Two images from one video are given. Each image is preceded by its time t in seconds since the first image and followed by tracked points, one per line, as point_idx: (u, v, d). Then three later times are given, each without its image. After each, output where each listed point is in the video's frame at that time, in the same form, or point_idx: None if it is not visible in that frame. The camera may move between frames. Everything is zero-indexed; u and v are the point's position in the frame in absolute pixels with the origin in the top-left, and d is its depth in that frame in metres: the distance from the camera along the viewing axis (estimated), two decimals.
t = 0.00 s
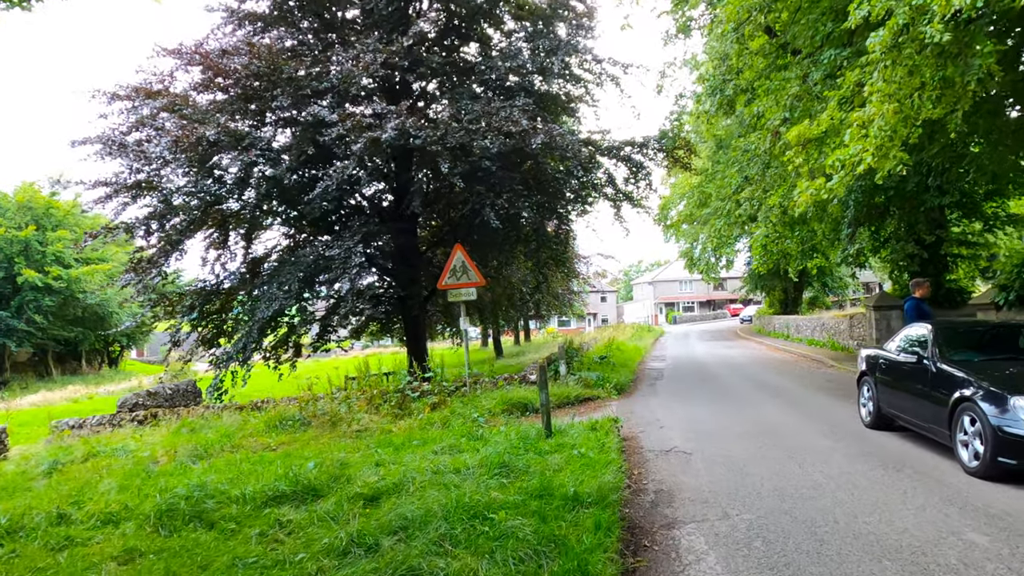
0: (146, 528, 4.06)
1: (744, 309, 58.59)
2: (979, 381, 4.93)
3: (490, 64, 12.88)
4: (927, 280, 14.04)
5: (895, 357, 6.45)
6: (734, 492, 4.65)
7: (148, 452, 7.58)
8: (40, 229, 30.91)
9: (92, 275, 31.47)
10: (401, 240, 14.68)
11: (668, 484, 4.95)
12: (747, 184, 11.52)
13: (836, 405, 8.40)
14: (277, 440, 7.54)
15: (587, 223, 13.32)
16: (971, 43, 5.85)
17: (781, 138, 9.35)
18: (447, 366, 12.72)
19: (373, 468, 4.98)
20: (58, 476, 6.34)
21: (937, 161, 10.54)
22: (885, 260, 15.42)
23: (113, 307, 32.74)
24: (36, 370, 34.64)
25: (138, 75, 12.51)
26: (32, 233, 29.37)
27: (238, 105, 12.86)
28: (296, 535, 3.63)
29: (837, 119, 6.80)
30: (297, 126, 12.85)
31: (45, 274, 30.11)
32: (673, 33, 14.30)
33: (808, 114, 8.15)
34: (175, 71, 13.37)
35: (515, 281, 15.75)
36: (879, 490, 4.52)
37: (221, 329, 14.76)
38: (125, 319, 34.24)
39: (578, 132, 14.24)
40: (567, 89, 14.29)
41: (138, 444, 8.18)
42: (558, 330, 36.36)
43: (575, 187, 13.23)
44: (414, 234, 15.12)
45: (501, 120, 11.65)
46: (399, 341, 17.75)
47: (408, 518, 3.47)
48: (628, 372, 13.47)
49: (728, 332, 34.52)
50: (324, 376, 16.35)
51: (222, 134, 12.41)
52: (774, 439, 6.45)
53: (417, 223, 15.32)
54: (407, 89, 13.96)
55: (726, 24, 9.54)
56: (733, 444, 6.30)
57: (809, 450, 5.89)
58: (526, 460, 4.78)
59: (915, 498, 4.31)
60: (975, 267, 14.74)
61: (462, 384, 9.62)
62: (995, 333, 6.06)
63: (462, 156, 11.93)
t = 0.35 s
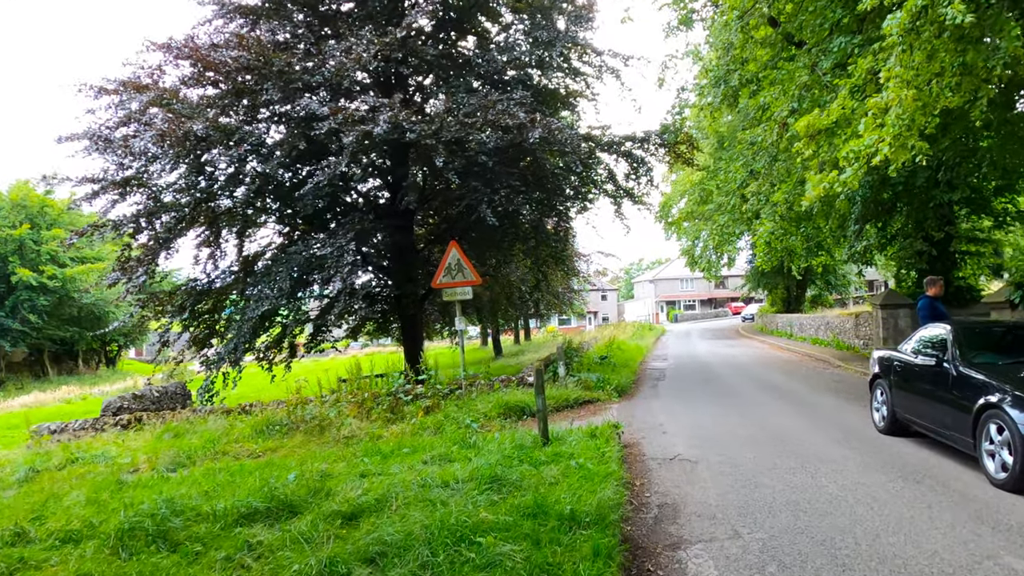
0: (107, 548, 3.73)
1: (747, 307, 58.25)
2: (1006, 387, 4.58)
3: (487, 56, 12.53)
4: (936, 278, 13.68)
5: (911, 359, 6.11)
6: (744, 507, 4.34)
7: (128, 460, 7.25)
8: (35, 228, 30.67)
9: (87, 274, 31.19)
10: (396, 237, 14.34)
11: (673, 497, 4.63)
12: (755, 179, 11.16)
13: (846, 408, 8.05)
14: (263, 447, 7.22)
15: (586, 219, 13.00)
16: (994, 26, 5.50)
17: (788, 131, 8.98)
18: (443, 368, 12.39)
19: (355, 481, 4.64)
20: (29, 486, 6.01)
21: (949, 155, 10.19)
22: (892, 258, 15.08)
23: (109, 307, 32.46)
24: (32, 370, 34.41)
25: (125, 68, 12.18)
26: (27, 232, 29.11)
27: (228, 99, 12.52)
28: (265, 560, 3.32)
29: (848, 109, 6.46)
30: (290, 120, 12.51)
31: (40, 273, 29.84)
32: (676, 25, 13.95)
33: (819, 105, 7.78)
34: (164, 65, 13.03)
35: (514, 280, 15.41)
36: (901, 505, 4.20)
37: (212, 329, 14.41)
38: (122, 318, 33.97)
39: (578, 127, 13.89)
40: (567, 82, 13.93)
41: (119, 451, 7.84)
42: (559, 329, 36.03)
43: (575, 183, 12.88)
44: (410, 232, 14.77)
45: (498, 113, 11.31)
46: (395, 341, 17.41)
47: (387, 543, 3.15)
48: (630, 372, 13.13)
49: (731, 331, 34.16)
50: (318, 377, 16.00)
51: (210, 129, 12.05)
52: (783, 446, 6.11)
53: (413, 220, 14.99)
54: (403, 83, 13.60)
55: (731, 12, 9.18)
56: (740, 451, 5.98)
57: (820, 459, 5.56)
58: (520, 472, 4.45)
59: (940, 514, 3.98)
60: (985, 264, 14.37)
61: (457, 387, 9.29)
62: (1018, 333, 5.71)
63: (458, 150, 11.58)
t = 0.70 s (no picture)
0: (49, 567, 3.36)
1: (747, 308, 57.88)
2: None
3: (481, 48, 12.17)
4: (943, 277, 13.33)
5: (928, 359, 5.75)
6: (753, 520, 3.97)
7: (99, 468, 6.87)
8: (26, 228, 30.31)
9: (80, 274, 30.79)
10: (389, 235, 13.99)
11: (675, 509, 4.26)
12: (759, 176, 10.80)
13: (855, 412, 7.70)
14: (242, 452, 6.84)
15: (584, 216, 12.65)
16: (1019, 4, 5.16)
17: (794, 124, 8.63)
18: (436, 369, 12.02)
19: (330, 492, 4.28)
20: None
21: (960, 149, 9.84)
22: (898, 257, 14.71)
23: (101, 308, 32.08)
24: (24, 372, 34.01)
25: (108, 60, 11.80)
26: (18, 232, 28.76)
27: (215, 93, 12.16)
28: None
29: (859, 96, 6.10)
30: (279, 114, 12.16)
31: (31, 273, 29.47)
32: (676, 18, 13.60)
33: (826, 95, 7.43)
34: (149, 57, 12.67)
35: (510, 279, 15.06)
36: (926, 519, 3.83)
37: (200, 330, 14.03)
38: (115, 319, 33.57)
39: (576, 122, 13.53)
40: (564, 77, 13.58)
41: (91, 456, 7.47)
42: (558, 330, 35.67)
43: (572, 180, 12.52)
44: (403, 230, 14.41)
45: (492, 105, 10.95)
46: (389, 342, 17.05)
47: (354, 565, 2.80)
48: (628, 374, 12.78)
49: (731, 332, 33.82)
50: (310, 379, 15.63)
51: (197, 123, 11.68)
52: (791, 452, 5.77)
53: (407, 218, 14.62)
54: (396, 76, 13.24)
55: None
56: (745, 457, 5.62)
57: (833, 466, 5.20)
58: (509, 481, 4.09)
59: (970, 530, 3.62)
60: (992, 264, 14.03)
61: (449, 389, 8.93)
62: None
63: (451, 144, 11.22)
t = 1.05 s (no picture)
0: None
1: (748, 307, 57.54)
2: None
3: (476, 41, 11.81)
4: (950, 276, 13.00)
5: (947, 364, 5.41)
6: (763, 545, 3.64)
7: (71, 478, 6.53)
8: (18, 227, 29.96)
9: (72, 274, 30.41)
10: (382, 234, 13.64)
11: (679, 530, 3.91)
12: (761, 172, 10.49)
13: (864, 418, 7.37)
14: (221, 462, 6.50)
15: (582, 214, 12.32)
16: None
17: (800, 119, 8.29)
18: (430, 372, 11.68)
19: (304, 513, 3.94)
20: None
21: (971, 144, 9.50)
22: (904, 256, 14.36)
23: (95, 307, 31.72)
24: (18, 372, 33.62)
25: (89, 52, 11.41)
26: (9, 231, 28.42)
27: (201, 87, 11.79)
28: None
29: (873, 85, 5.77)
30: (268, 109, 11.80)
31: (22, 273, 29.10)
32: (676, 11, 13.25)
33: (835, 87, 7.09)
34: (134, 50, 12.31)
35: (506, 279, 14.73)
36: (951, 544, 3.50)
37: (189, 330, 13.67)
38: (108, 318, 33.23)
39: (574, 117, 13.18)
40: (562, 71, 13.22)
41: (64, 465, 7.12)
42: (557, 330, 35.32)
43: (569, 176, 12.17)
44: (397, 228, 14.06)
45: (487, 98, 10.60)
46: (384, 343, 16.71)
47: None
48: (628, 376, 12.45)
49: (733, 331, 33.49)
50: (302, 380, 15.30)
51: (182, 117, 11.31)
52: (800, 464, 5.44)
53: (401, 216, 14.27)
54: (389, 70, 12.88)
55: None
56: (752, 470, 5.28)
57: (846, 481, 4.87)
58: (497, 502, 3.76)
59: (1003, 558, 3.30)
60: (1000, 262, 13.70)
61: (442, 394, 8.59)
62: None
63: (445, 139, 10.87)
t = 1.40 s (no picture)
0: None
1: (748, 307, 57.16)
2: None
3: (470, 31, 11.45)
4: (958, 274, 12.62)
5: (968, 362, 5.04)
6: (776, 564, 3.28)
7: (37, 486, 6.15)
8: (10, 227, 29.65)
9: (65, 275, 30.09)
10: (375, 231, 13.27)
11: (683, 547, 3.54)
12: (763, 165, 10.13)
13: (875, 421, 7.00)
14: (197, 469, 6.13)
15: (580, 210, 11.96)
16: None
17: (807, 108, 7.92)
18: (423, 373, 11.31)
19: (269, 528, 3.57)
20: None
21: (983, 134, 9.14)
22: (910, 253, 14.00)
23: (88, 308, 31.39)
24: (11, 373, 33.26)
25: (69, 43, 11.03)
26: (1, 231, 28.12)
27: (187, 79, 11.43)
28: None
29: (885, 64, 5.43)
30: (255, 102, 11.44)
31: (14, 274, 28.77)
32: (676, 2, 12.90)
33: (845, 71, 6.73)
34: (118, 42, 11.95)
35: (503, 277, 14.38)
36: (985, 564, 3.14)
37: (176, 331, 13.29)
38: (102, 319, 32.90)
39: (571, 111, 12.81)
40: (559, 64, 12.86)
41: (33, 472, 6.74)
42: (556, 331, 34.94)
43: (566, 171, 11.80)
44: (390, 226, 13.69)
45: (480, 89, 10.23)
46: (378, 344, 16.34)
47: None
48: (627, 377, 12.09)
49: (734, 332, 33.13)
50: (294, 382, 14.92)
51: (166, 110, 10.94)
52: (811, 471, 5.06)
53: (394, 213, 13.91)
54: (381, 62, 12.53)
55: None
56: (760, 478, 4.91)
57: (862, 490, 4.50)
58: (482, 518, 3.39)
59: None
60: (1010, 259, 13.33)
61: (433, 396, 8.23)
62: None
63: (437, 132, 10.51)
